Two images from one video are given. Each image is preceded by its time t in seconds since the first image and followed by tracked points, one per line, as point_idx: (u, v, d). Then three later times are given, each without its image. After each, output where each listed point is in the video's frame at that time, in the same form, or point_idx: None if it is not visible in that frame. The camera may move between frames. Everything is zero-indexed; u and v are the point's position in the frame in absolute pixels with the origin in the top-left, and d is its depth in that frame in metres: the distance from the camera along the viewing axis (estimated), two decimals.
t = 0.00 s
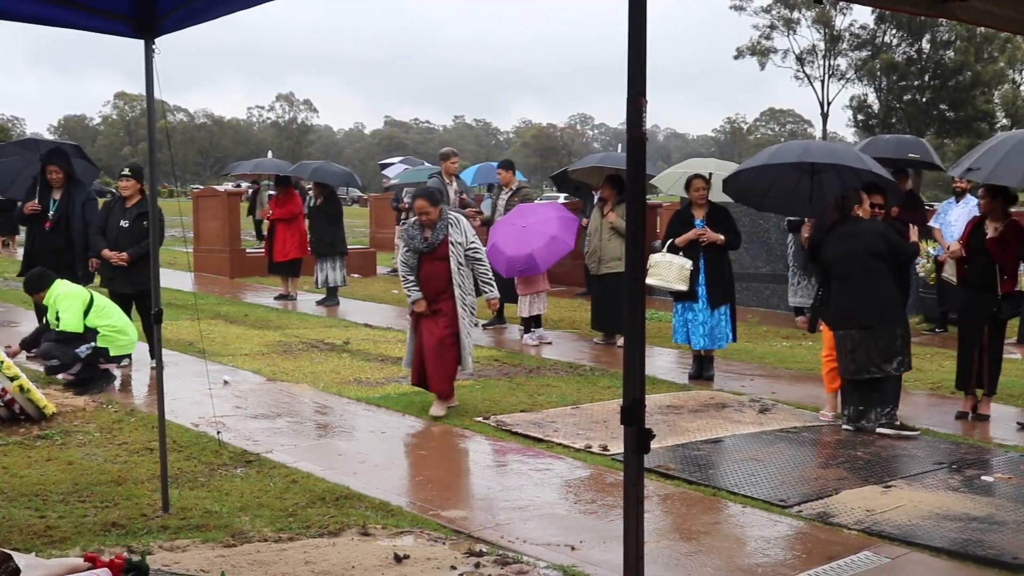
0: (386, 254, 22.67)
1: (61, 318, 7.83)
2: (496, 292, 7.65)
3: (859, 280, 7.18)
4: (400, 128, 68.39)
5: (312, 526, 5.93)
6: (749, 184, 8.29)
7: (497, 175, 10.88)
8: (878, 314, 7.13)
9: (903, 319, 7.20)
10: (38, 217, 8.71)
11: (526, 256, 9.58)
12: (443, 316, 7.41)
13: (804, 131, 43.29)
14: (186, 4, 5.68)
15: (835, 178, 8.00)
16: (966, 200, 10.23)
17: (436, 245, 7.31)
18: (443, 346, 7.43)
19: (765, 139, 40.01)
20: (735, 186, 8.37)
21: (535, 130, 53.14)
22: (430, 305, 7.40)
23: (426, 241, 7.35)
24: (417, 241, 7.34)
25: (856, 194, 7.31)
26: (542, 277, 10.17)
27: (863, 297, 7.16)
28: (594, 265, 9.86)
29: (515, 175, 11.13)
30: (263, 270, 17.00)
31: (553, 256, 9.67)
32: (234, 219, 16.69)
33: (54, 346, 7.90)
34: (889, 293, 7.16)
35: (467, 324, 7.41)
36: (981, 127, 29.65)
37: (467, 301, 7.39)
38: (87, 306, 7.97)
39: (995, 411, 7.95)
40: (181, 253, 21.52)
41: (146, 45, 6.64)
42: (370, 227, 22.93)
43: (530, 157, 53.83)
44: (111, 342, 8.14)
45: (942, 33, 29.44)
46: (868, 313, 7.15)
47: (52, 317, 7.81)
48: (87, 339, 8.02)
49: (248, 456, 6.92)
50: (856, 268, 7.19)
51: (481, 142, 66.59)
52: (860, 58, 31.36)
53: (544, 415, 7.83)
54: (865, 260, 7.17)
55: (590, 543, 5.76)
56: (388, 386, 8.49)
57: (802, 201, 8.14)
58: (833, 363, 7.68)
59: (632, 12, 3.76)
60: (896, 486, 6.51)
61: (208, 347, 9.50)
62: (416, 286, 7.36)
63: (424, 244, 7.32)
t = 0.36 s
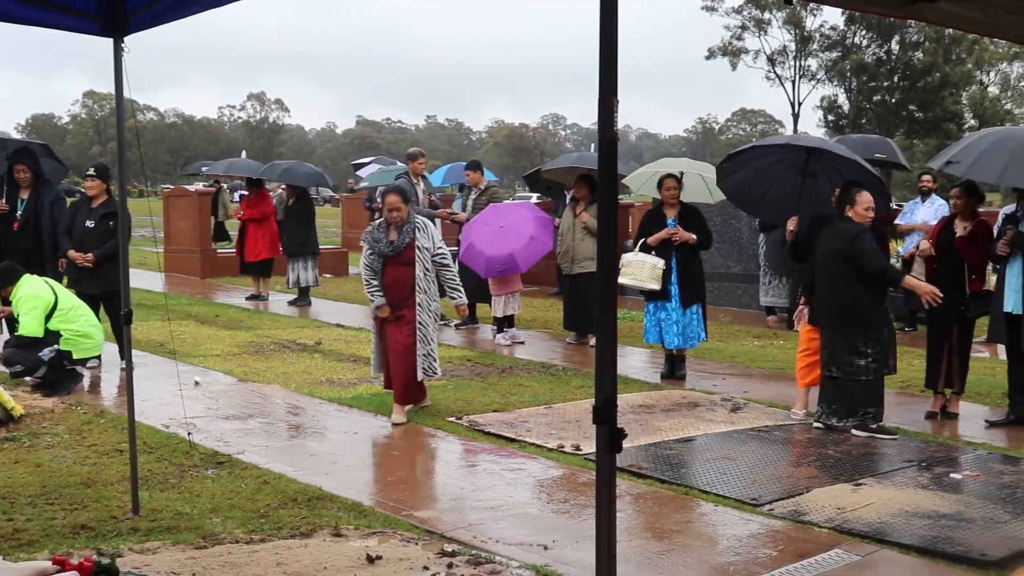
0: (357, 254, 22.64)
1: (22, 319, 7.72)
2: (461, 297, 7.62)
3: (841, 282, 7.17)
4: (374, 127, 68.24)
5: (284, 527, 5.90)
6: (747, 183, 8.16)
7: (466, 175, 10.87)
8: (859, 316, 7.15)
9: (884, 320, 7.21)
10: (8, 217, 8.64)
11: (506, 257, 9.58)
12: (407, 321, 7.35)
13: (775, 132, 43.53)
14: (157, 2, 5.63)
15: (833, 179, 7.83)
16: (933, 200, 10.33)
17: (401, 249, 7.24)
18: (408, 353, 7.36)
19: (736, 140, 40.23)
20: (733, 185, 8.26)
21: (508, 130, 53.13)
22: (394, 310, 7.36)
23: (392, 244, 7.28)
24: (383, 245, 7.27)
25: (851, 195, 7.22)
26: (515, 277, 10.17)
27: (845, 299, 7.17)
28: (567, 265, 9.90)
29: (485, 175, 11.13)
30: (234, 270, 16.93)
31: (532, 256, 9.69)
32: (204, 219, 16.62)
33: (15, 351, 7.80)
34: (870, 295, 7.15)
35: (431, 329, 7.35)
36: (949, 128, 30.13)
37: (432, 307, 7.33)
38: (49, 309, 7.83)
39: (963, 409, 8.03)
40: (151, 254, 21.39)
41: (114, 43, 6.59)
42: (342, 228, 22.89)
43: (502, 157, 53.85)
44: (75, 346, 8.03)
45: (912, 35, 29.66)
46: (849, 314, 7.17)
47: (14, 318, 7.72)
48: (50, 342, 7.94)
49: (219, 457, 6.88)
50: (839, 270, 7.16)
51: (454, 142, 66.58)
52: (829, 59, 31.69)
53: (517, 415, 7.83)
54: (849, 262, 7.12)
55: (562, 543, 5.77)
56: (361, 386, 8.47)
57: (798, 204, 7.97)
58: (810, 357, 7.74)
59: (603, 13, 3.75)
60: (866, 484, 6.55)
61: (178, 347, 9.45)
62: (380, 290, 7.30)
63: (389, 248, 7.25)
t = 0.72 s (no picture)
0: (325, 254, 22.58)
1: None
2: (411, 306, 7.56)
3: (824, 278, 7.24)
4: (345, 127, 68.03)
5: (252, 529, 5.87)
6: (723, 180, 8.20)
7: (434, 174, 10.92)
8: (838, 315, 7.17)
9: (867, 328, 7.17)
10: None
11: (476, 255, 9.53)
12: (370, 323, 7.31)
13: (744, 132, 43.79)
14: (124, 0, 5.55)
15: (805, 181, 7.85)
16: (899, 201, 10.43)
17: (370, 247, 7.21)
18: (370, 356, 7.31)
19: (705, 140, 40.45)
20: (711, 181, 8.31)
21: (477, 130, 53.12)
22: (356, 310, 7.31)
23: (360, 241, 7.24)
24: (351, 241, 7.22)
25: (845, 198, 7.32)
26: (486, 277, 10.18)
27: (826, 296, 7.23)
28: (537, 265, 9.90)
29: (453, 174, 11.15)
30: (203, 270, 16.84)
31: (504, 255, 9.67)
32: (172, 218, 16.52)
33: None
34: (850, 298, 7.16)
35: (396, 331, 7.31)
36: (914, 128, 30.51)
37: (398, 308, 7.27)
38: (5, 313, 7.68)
39: (928, 407, 8.11)
40: (118, 254, 21.22)
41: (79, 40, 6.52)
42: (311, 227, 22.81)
43: (472, 157, 53.85)
44: (35, 348, 7.85)
45: (878, 36, 29.86)
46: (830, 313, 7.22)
47: None
48: (10, 345, 7.82)
49: (187, 459, 6.84)
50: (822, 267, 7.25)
51: (425, 142, 66.52)
52: (798, 60, 31.65)
53: (486, 415, 7.83)
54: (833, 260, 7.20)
55: (532, 543, 5.77)
56: (330, 387, 8.45)
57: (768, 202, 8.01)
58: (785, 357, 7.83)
59: (571, 12, 3.75)
60: (834, 482, 6.59)
61: (146, 348, 9.38)
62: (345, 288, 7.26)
63: (358, 244, 7.21)
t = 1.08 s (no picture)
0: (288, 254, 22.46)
1: None
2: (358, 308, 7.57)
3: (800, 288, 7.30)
4: (311, 127, 67.73)
5: (215, 530, 5.82)
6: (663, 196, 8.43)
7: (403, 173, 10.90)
8: (812, 326, 7.21)
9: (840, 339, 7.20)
10: None
11: (439, 252, 9.54)
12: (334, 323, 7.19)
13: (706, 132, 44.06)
14: None
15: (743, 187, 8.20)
16: (861, 202, 10.54)
17: (338, 245, 7.15)
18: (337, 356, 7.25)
19: (668, 139, 40.69)
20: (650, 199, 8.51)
21: (440, 129, 53.05)
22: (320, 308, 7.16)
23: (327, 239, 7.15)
24: (319, 238, 7.11)
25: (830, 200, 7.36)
26: (450, 277, 10.17)
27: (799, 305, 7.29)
28: (501, 265, 9.91)
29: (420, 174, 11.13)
30: (165, 270, 16.71)
31: (466, 255, 9.66)
32: (133, 219, 16.38)
33: None
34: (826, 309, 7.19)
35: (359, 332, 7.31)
36: (875, 128, 31.17)
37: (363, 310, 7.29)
38: None
39: (888, 405, 8.19)
40: (77, 254, 20.99)
41: (38, 39, 6.44)
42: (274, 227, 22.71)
43: (435, 156, 53.75)
44: None
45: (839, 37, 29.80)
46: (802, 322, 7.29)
47: None
48: None
49: (148, 461, 6.78)
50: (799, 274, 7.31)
51: (389, 141, 66.41)
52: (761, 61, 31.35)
53: (450, 415, 7.82)
54: (810, 269, 7.25)
55: (497, 542, 5.76)
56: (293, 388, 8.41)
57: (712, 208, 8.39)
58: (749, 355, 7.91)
59: (534, 13, 3.76)
60: (796, 480, 6.64)
61: (106, 350, 9.29)
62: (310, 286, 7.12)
63: (326, 242, 7.12)
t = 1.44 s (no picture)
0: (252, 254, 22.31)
1: None
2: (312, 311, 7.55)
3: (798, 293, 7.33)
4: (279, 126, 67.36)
5: (178, 533, 5.77)
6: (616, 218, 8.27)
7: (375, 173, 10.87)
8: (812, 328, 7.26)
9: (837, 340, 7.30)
10: None
11: (405, 252, 9.53)
12: (300, 326, 7.12)
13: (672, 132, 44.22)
14: None
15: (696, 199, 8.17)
16: (824, 201, 10.63)
17: (305, 246, 7.07)
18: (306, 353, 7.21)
19: (634, 139, 40.82)
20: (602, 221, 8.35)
21: (405, 129, 52.91)
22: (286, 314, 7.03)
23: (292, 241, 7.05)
24: (286, 239, 6.99)
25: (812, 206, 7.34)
26: (417, 277, 10.15)
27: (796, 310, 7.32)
28: (465, 265, 9.90)
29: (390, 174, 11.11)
30: (127, 270, 16.61)
31: (431, 256, 9.65)
32: (94, 218, 16.24)
33: None
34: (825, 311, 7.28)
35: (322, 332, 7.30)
36: (838, 129, 31.56)
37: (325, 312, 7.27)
38: None
39: (851, 404, 8.26)
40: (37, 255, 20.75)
41: None
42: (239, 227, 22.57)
43: (399, 157, 53.47)
44: None
45: (802, 38, 29.75)
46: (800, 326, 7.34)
47: None
48: None
49: (111, 463, 6.72)
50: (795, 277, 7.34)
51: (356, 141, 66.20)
52: (724, 62, 31.60)
53: (416, 415, 7.81)
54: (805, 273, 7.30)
55: (462, 543, 5.76)
56: (257, 388, 8.38)
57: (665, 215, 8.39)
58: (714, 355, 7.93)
59: (498, 13, 3.74)
60: (761, 479, 6.68)
61: (67, 351, 9.20)
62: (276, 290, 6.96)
63: (293, 244, 7.01)
